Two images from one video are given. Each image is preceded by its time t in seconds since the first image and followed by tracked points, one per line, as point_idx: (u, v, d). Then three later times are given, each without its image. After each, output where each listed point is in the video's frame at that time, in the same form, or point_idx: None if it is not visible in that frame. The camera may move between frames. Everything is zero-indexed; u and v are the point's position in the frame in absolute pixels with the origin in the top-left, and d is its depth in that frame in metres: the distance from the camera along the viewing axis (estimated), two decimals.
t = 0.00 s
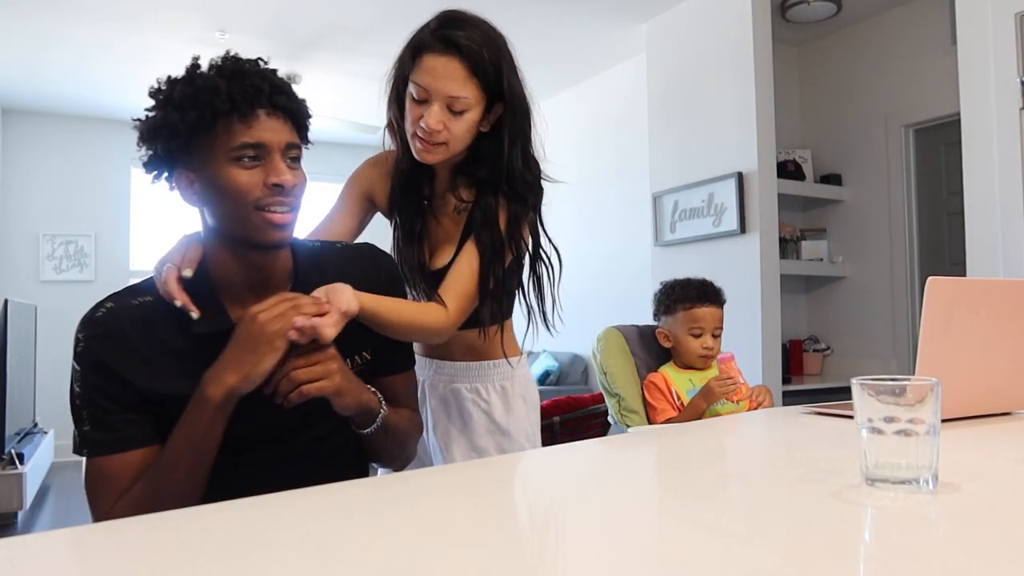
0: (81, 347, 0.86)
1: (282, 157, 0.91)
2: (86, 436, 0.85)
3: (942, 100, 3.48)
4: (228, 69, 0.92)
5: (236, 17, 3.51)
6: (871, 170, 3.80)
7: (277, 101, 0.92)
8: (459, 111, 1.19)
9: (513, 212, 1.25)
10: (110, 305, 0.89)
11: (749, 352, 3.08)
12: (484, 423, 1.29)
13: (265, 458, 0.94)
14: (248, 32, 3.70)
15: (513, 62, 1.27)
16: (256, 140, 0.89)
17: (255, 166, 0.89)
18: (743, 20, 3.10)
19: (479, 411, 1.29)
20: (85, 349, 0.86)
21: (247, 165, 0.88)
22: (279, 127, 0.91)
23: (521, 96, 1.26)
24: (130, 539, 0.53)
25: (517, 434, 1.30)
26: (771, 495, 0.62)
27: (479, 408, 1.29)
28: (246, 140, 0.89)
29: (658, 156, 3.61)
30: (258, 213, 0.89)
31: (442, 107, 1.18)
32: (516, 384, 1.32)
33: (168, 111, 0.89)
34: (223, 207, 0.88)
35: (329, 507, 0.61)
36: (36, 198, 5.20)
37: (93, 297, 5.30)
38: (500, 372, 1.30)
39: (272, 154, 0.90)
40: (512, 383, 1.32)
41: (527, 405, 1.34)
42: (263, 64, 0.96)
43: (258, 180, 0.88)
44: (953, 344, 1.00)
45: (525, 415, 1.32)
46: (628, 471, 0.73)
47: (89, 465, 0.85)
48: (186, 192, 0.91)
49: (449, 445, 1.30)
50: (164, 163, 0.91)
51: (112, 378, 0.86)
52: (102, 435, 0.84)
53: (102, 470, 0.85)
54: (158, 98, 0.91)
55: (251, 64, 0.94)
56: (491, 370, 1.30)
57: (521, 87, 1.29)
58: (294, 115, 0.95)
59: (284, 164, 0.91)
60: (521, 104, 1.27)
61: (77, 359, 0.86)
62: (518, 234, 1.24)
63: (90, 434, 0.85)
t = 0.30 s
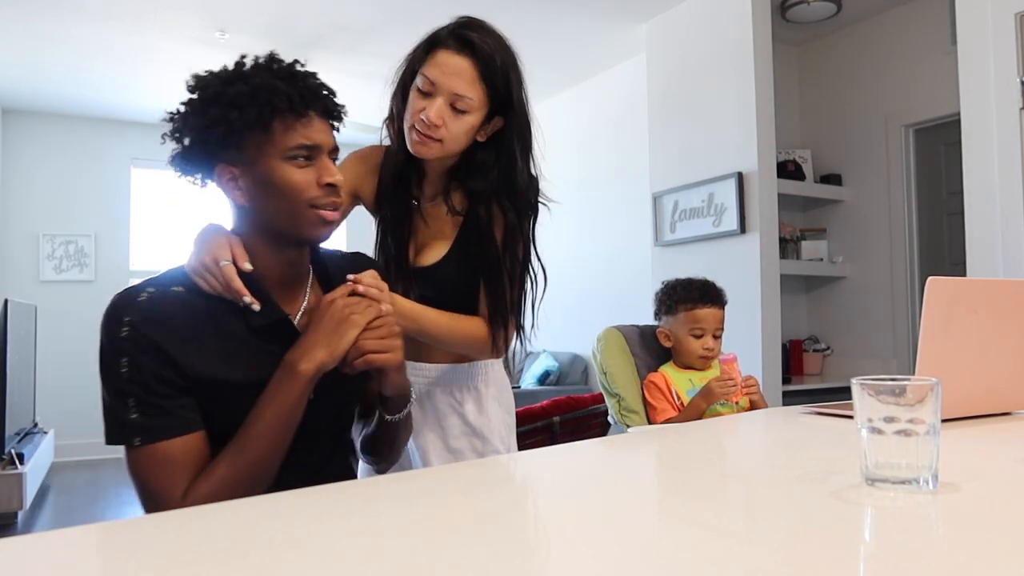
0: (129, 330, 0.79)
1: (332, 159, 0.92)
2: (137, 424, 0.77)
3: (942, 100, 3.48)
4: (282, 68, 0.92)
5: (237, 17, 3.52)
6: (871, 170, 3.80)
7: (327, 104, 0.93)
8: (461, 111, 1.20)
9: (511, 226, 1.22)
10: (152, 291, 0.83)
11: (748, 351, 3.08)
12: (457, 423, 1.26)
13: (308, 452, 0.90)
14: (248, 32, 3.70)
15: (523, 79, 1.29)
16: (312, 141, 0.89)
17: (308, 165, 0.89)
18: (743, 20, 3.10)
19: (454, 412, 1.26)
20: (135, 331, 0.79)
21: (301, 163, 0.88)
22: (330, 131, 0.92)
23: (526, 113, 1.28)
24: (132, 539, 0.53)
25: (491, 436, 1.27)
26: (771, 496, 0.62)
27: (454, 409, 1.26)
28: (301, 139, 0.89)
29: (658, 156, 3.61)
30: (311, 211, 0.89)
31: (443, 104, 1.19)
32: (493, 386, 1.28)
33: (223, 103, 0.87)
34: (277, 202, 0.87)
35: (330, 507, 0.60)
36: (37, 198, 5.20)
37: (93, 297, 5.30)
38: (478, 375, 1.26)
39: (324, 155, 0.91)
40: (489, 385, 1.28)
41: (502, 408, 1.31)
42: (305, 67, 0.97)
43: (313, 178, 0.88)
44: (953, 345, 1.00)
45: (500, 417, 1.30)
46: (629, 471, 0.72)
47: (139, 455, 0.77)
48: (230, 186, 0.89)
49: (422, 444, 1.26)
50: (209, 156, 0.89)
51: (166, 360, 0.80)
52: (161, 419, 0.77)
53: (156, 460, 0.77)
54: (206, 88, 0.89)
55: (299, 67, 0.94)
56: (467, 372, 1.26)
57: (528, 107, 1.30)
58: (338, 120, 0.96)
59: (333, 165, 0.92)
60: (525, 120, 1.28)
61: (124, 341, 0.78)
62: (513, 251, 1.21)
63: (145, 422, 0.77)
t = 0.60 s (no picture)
0: (167, 329, 0.76)
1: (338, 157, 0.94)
2: (193, 424, 0.75)
3: (942, 100, 3.48)
4: (291, 64, 0.92)
5: (237, 17, 3.52)
6: (871, 170, 3.80)
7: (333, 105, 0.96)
8: (449, 113, 1.18)
9: (488, 247, 1.18)
10: (173, 288, 0.80)
11: (748, 352, 3.08)
12: (451, 426, 1.24)
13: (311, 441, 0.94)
14: (248, 32, 3.70)
15: (518, 89, 1.25)
16: (325, 138, 0.91)
17: (321, 161, 0.90)
18: (743, 20, 3.10)
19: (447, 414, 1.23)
20: (174, 329, 0.76)
21: (314, 159, 0.90)
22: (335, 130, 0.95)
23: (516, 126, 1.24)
24: (131, 539, 0.53)
25: (487, 437, 1.24)
26: (771, 495, 0.62)
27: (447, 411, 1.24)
28: (316, 135, 0.90)
29: (658, 156, 3.61)
30: (325, 207, 0.90)
31: (431, 104, 1.17)
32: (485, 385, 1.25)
33: (241, 92, 0.86)
34: (292, 196, 0.88)
35: (329, 507, 0.60)
36: (37, 198, 5.20)
37: (93, 297, 5.30)
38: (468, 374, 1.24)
39: (333, 152, 0.93)
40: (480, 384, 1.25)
41: (498, 408, 1.27)
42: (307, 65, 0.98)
43: (327, 174, 0.90)
44: (954, 345, 1.00)
45: (497, 418, 1.26)
46: (627, 471, 0.73)
47: (199, 456, 0.75)
48: (237, 177, 0.88)
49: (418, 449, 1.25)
50: (220, 145, 0.87)
51: (206, 356, 0.79)
52: (217, 417, 0.76)
53: (216, 457, 0.76)
54: (219, 74, 0.87)
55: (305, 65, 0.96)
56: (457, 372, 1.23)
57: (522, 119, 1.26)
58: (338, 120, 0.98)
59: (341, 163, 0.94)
60: (514, 133, 1.24)
61: (166, 341, 0.75)
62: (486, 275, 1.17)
63: (200, 421, 0.75)
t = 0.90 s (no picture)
0: (110, 354, 0.73)
1: (290, 143, 0.87)
2: (145, 454, 0.73)
3: (942, 101, 3.49)
4: (230, 45, 0.85)
5: (237, 17, 3.52)
6: (871, 170, 3.80)
7: (283, 86, 0.88)
8: (446, 100, 1.15)
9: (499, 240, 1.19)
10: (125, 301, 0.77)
11: (748, 352, 3.08)
12: (468, 424, 1.24)
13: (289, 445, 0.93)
14: (248, 32, 3.71)
15: (516, 72, 1.23)
16: (273, 125, 0.84)
17: (272, 152, 0.83)
18: (743, 21, 3.11)
19: (463, 413, 1.23)
20: (119, 354, 0.73)
21: (264, 150, 0.83)
22: (285, 114, 0.87)
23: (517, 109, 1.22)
24: (126, 540, 0.53)
25: (503, 436, 1.24)
26: (770, 495, 0.62)
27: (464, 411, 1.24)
28: (262, 123, 0.83)
29: (658, 156, 3.61)
30: (281, 200, 0.84)
31: (428, 92, 1.14)
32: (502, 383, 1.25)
33: (173, 82, 0.79)
34: (243, 192, 0.82)
35: (327, 508, 0.60)
36: (37, 198, 5.20)
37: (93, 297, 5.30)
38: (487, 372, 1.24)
39: (284, 139, 0.86)
40: (498, 383, 1.25)
41: (514, 405, 1.28)
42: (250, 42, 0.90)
43: (279, 165, 0.83)
44: (954, 345, 1.00)
45: (513, 416, 1.27)
46: (627, 472, 0.72)
47: (152, 486, 0.74)
48: (180, 175, 0.81)
49: (434, 449, 1.25)
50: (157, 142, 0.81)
51: (156, 380, 0.76)
52: (172, 444, 0.74)
53: (173, 486, 0.75)
54: (149, 63, 0.79)
55: (247, 44, 0.88)
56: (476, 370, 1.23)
57: (522, 101, 1.24)
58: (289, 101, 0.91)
59: (294, 150, 0.87)
60: (515, 117, 1.22)
61: (110, 368, 0.72)
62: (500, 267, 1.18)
63: (152, 450, 0.74)
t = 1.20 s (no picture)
0: (97, 373, 0.72)
1: (298, 145, 0.83)
2: (128, 473, 0.74)
3: (942, 101, 3.49)
4: (231, 43, 0.80)
5: (236, 17, 3.52)
6: (871, 170, 3.80)
7: (288, 84, 0.83)
8: (459, 78, 1.15)
9: (501, 216, 1.14)
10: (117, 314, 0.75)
11: (748, 352, 3.08)
12: (470, 425, 1.23)
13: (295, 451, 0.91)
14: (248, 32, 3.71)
15: (531, 58, 1.24)
16: (278, 129, 0.80)
17: (277, 157, 0.79)
18: (743, 21, 3.11)
19: (466, 413, 1.23)
20: (105, 373, 0.73)
21: (269, 156, 0.79)
22: (292, 112, 0.83)
23: (528, 94, 1.22)
24: (127, 540, 0.53)
25: (505, 439, 1.23)
26: (770, 495, 0.62)
27: (467, 410, 1.24)
28: (265, 127, 0.79)
29: (658, 156, 3.61)
30: (285, 210, 0.80)
31: (441, 69, 1.15)
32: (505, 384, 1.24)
33: (172, 86, 0.75)
34: (247, 203, 0.78)
35: (328, 508, 0.60)
36: (37, 198, 5.21)
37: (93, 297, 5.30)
38: (491, 372, 1.24)
39: (291, 142, 0.81)
40: (503, 383, 1.25)
41: (520, 409, 1.27)
42: (251, 36, 0.85)
43: (284, 172, 0.79)
44: (954, 345, 1.00)
45: (517, 419, 1.26)
46: (627, 472, 0.73)
47: (136, 504, 0.75)
48: (183, 184, 0.77)
49: (434, 448, 1.24)
50: (156, 149, 0.76)
51: (144, 401, 0.75)
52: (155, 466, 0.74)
53: (158, 505, 0.76)
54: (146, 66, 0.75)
55: (250, 38, 0.83)
56: (480, 368, 1.24)
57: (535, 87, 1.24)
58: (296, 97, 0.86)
59: (302, 152, 0.83)
60: (527, 101, 1.22)
61: (95, 387, 0.72)
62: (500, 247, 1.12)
63: (137, 470, 0.74)
